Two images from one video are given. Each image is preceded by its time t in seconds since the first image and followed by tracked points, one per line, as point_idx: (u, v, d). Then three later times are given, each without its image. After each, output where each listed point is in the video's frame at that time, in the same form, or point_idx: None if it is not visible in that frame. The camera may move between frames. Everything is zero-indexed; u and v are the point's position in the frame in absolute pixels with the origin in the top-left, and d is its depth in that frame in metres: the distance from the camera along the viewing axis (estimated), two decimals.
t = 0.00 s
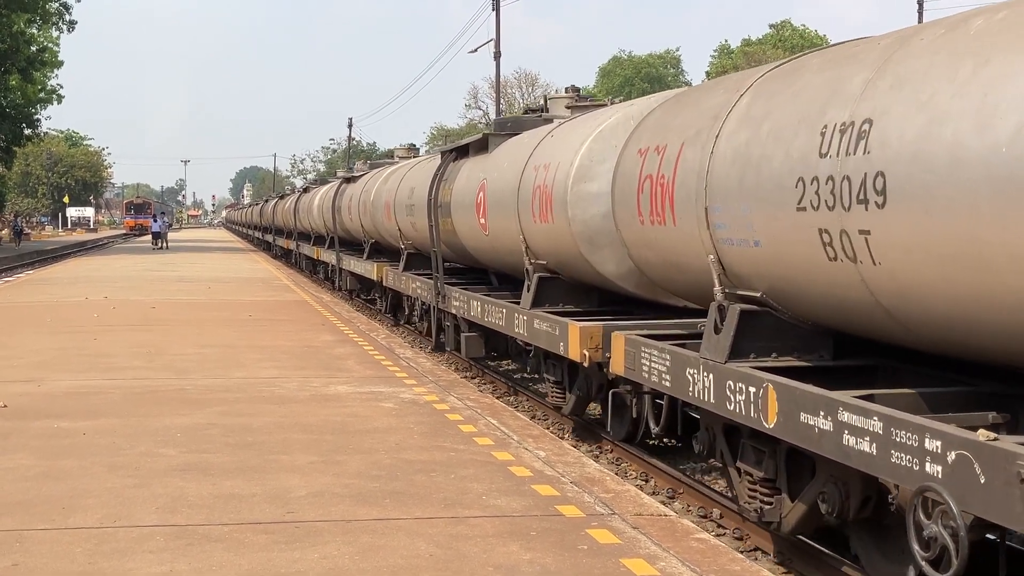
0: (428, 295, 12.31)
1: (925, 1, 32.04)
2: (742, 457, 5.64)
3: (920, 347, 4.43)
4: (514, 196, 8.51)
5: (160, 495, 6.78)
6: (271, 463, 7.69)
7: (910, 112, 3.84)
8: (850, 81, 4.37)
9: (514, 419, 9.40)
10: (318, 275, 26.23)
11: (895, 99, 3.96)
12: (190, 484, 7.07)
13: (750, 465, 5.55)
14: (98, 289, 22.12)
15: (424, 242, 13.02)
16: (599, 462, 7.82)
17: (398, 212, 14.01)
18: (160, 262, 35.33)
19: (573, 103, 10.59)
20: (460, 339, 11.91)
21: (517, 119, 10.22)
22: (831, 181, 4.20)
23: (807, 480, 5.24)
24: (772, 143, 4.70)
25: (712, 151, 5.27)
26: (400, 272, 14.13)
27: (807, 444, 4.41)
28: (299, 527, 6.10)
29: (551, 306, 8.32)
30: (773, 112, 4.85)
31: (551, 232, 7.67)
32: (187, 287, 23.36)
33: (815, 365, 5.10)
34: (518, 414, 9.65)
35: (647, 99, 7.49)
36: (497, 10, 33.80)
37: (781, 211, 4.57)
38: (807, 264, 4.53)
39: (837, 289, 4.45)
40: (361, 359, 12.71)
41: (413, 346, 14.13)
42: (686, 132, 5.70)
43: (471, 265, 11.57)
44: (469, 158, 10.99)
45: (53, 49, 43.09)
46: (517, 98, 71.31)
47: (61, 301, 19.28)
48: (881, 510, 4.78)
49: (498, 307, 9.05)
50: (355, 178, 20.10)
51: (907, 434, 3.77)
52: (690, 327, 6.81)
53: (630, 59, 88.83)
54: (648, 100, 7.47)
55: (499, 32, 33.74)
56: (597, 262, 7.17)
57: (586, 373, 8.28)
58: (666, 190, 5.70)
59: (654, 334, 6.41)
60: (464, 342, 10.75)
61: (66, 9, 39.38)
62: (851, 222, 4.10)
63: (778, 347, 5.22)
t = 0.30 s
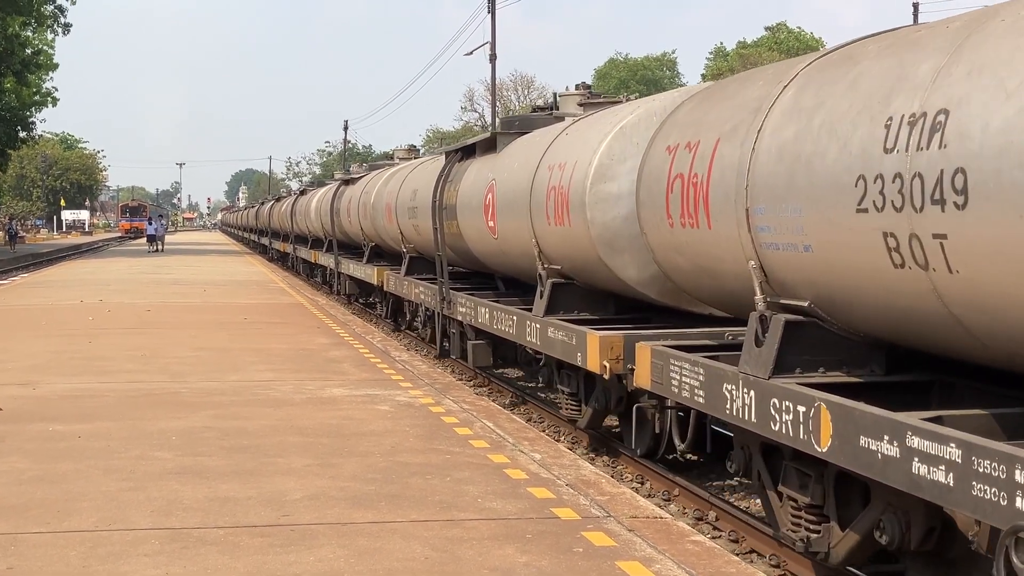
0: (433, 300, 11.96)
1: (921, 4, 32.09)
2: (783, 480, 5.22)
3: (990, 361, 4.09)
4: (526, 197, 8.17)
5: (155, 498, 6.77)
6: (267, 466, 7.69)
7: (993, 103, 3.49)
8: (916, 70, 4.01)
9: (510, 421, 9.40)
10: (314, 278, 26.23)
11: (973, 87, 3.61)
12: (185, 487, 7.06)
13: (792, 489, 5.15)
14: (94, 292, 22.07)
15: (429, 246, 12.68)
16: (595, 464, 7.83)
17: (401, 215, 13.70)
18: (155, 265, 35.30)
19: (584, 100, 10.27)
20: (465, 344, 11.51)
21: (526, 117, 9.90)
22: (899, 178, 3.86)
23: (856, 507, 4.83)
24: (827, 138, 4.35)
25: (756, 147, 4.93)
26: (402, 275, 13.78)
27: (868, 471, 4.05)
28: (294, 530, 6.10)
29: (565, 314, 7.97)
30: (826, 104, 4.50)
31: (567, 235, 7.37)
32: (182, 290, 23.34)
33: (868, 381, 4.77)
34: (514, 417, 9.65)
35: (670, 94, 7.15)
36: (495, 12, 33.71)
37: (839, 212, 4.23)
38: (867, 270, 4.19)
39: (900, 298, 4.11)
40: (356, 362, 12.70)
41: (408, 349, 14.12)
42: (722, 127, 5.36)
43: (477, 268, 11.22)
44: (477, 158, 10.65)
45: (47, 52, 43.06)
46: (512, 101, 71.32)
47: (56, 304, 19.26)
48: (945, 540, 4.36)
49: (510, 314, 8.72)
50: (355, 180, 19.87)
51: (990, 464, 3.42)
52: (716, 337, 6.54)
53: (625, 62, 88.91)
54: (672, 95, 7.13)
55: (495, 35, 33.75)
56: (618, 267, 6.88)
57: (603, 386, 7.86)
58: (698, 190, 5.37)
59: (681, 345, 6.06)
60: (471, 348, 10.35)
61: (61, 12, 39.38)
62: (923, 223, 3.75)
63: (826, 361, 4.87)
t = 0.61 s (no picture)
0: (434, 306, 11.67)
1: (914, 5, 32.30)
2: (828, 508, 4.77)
3: None
4: (537, 198, 7.70)
5: (150, 501, 6.78)
6: (261, 469, 7.69)
7: None
8: (996, 55, 3.55)
9: (505, 424, 9.42)
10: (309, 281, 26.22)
11: None
12: (180, 490, 7.07)
13: (841, 517, 4.69)
14: (89, 295, 22.06)
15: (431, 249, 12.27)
16: (589, 467, 7.84)
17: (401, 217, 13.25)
18: (151, 268, 35.29)
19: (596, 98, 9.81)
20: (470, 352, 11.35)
21: (534, 114, 9.35)
22: (979, 177, 3.41)
23: (915, 541, 4.44)
24: (893, 132, 3.90)
25: (805, 143, 4.47)
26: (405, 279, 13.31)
27: (939, 502, 3.61)
28: (289, 532, 6.11)
29: (580, 322, 7.47)
30: (888, 95, 4.04)
31: (582, 240, 6.91)
32: (178, 292, 23.35)
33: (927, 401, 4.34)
34: (509, 419, 9.66)
35: (695, 89, 6.69)
36: (488, 15, 33.83)
37: (905, 216, 3.78)
38: (939, 280, 3.74)
39: (975, 311, 3.67)
40: (351, 365, 12.72)
41: (403, 352, 14.11)
42: (762, 122, 4.91)
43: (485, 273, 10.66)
44: (483, 158, 10.21)
45: (42, 54, 43.03)
46: (508, 103, 71.36)
47: (52, 307, 19.27)
48: None
49: (519, 321, 8.26)
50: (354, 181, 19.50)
51: None
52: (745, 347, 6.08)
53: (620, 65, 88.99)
54: (696, 90, 6.67)
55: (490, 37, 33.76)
56: (639, 274, 6.43)
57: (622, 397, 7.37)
58: (734, 189, 4.92)
59: (712, 358, 5.60)
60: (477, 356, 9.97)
61: (55, 14, 39.39)
62: (1009, 228, 3.30)
63: (880, 379, 4.43)
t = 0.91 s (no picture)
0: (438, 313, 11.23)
1: (908, 8, 32.34)
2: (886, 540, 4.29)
3: None
4: (552, 198, 7.29)
5: (144, 503, 6.77)
6: (256, 471, 7.68)
7: None
8: None
9: (500, 426, 9.42)
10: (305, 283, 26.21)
11: None
12: (173, 492, 7.06)
13: (900, 549, 4.21)
14: (83, 297, 21.99)
15: (435, 251, 11.89)
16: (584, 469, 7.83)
17: (403, 219, 12.85)
18: (145, 270, 35.26)
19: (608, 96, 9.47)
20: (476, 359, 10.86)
21: (545, 112, 9.02)
22: None
23: None
24: (974, 122, 3.41)
25: (864, 136, 3.97)
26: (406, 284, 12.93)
27: None
28: (283, 535, 6.10)
29: (597, 329, 7.10)
30: (965, 79, 3.55)
31: (600, 243, 6.49)
32: (173, 294, 23.35)
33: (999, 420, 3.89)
34: (503, 421, 9.66)
35: (724, 82, 6.24)
36: (484, 17, 33.80)
37: (990, 217, 3.31)
38: None
39: None
40: (345, 367, 12.71)
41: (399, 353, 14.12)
42: (809, 113, 4.41)
43: (492, 277, 10.22)
44: (491, 157, 9.85)
45: (37, 55, 43.00)
46: (503, 105, 71.39)
47: (46, 309, 19.26)
48: None
49: (533, 330, 7.85)
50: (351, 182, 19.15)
51: None
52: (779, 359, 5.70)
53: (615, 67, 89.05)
54: (725, 83, 6.22)
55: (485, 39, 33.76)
56: (664, 280, 6.00)
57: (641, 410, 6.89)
58: (778, 188, 4.44)
59: (749, 372, 5.16)
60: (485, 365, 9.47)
61: (50, 15, 39.41)
62: None
63: (945, 399, 3.98)
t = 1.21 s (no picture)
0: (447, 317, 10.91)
1: (903, 8, 32.41)
2: (956, 575, 3.97)
3: None
4: (571, 197, 6.92)
5: (140, 503, 6.77)
6: (252, 471, 7.69)
7: None
8: None
9: (496, 426, 9.43)
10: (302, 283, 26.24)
11: None
12: (170, 492, 7.07)
13: None
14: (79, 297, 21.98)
15: (441, 253, 11.59)
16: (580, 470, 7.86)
17: (408, 220, 12.54)
18: (141, 270, 35.25)
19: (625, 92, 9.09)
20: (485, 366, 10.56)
21: (556, 108, 8.62)
22: None
23: None
24: None
25: (940, 127, 3.66)
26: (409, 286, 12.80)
27: None
28: (279, 535, 6.10)
29: (618, 337, 6.76)
30: None
31: (624, 244, 6.14)
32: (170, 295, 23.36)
33: None
34: (500, 422, 9.67)
35: (760, 73, 5.87)
36: (479, 18, 33.85)
37: None
38: None
39: None
40: (341, 367, 12.73)
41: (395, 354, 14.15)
42: (870, 103, 4.11)
43: (503, 280, 9.87)
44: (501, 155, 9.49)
45: (33, 56, 42.97)
46: (499, 106, 71.44)
47: (42, 309, 19.23)
48: None
49: (549, 336, 7.50)
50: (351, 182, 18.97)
51: None
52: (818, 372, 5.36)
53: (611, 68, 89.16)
54: (761, 74, 5.85)
55: (481, 40, 33.79)
56: (695, 283, 5.66)
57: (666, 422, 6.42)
58: (836, 187, 4.12)
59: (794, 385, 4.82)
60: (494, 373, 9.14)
61: (47, 16, 39.40)
62: None
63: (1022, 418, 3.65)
